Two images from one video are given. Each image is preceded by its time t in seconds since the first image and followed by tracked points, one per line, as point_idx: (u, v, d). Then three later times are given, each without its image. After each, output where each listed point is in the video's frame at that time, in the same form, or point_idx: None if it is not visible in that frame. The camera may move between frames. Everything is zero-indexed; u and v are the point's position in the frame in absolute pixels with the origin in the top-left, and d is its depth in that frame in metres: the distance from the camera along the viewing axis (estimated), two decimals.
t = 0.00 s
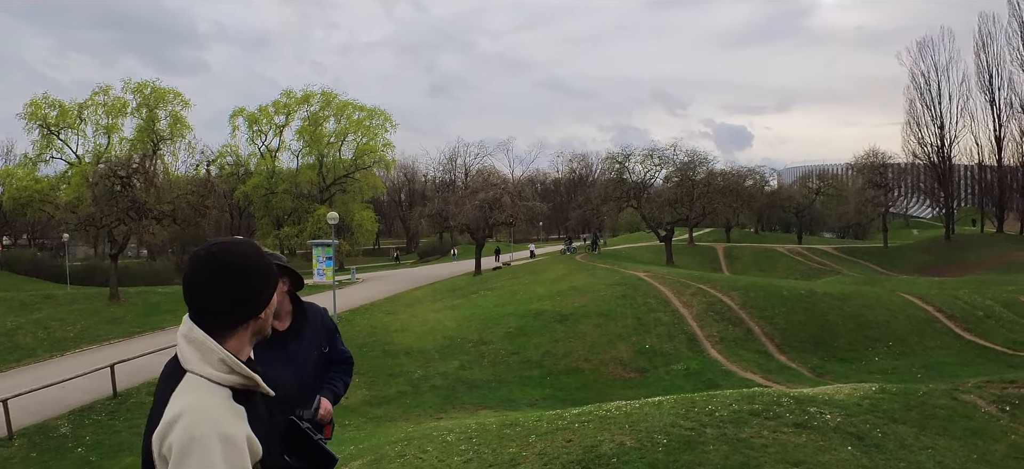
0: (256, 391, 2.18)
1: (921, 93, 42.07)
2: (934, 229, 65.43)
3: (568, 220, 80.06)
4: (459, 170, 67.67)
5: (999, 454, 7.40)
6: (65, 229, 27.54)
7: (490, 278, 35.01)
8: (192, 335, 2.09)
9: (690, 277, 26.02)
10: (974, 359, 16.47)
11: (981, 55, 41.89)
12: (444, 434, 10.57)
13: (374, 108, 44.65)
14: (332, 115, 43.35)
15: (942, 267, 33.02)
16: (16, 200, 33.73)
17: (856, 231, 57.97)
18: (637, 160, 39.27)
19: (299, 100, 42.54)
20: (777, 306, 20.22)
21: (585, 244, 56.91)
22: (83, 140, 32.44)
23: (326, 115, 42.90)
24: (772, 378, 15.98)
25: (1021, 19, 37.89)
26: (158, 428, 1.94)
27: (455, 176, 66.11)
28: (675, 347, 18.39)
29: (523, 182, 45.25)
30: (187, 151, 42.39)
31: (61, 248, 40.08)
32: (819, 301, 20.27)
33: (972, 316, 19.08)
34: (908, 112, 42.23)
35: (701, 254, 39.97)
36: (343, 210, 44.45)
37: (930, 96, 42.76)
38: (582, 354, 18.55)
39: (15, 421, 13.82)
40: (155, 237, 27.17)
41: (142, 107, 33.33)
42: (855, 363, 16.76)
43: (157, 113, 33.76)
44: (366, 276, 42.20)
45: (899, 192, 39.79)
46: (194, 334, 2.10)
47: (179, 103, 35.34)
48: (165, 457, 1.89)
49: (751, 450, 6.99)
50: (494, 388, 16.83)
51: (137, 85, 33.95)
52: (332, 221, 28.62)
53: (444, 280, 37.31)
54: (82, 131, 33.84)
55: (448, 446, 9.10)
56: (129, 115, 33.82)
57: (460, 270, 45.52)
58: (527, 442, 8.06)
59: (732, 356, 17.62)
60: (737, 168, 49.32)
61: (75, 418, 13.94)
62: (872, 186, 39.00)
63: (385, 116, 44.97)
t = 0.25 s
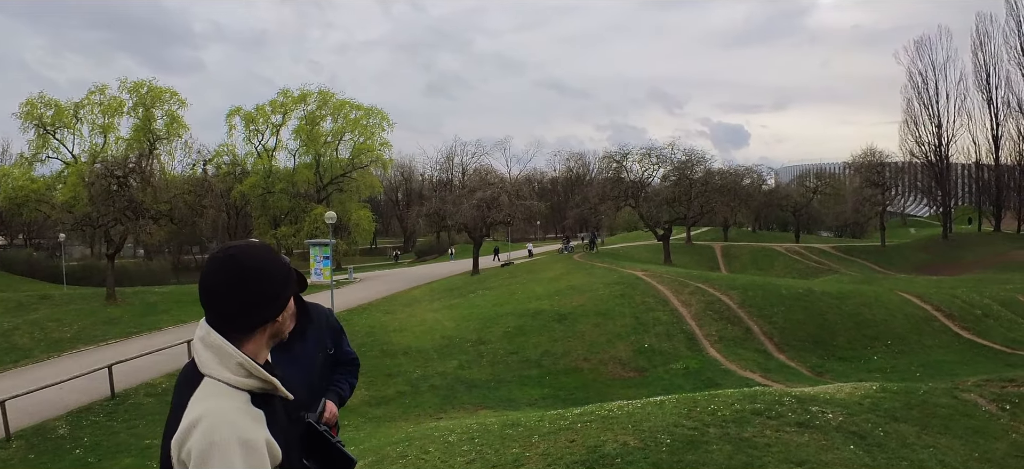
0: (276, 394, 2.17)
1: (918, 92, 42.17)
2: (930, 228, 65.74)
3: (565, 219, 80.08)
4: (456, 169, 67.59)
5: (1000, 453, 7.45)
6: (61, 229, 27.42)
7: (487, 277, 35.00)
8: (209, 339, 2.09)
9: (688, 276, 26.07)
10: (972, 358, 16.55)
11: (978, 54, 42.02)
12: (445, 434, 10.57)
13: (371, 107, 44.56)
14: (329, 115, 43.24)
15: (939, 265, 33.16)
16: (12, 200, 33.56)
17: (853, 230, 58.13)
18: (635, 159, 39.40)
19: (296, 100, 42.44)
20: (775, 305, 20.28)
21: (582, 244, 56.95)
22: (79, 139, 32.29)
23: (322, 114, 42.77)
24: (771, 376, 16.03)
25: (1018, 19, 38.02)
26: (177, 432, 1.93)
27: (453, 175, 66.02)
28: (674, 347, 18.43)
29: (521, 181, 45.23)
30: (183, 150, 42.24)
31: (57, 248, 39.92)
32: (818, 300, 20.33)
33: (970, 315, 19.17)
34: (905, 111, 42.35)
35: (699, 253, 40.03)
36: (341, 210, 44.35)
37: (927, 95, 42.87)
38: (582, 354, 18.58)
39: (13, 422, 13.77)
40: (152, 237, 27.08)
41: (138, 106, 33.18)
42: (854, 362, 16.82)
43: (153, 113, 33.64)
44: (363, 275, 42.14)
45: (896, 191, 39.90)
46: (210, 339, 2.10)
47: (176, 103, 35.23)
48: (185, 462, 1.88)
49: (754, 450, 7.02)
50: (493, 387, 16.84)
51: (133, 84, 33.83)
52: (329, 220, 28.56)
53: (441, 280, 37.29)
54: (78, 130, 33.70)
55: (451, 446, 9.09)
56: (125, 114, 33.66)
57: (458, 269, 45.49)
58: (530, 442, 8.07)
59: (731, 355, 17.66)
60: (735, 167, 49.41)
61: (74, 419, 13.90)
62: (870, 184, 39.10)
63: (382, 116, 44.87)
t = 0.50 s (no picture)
0: (299, 396, 2.19)
1: (917, 89, 42.24)
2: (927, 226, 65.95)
3: (564, 217, 80.08)
4: (454, 167, 67.46)
5: (1002, 451, 7.50)
6: (58, 228, 27.36)
7: (486, 275, 35.01)
8: (231, 344, 2.12)
9: (687, 274, 26.12)
10: (971, 356, 16.63)
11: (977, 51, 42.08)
12: (448, 433, 10.57)
13: (368, 105, 44.45)
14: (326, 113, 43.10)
15: (937, 263, 33.27)
16: (8, 199, 33.45)
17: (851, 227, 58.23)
18: (633, 157, 39.65)
19: (293, 98, 42.34)
20: (774, 303, 20.35)
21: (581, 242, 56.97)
22: (76, 138, 32.18)
23: (320, 112, 42.65)
24: (771, 375, 16.08)
25: (1017, 16, 38.10)
26: (203, 437, 1.93)
27: (450, 173, 65.97)
28: (674, 345, 18.48)
29: (519, 179, 45.22)
30: (180, 149, 42.13)
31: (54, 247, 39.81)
32: (817, 298, 20.40)
33: (969, 313, 19.26)
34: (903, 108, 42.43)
35: (697, 251, 40.09)
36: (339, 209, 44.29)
37: (926, 93, 42.94)
38: (582, 352, 18.62)
39: (12, 422, 13.75)
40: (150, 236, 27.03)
41: (135, 104, 33.07)
42: (854, 360, 16.90)
43: (150, 111, 33.54)
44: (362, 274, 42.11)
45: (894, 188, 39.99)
46: (234, 343, 2.12)
47: (173, 101, 35.13)
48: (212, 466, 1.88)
49: (759, 449, 7.06)
50: (493, 386, 16.88)
51: (130, 83, 33.72)
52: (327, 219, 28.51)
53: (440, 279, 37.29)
54: (74, 129, 33.58)
55: (454, 446, 9.12)
56: (122, 113, 33.56)
57: (456, 268, 45.49)
58: (534, 442, 8.10)
59: (731, 353, 17.73)
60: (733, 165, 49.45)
61: (73, 419, 13.88)
62: (868, 182, 39.19)
63: (380, 114, 44.76)
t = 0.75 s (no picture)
0: (327, 401, 2.24)
1: (916, 87, 42.29)
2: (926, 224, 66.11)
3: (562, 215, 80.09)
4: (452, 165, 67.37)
5: (1005, 449, 7.55)
6: (57, 227, 27.33)
7: (486, 274, 35.03)
8: (261, 349, 2.17)
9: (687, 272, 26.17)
10: (971, 354, 16.72)
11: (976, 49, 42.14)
12: (451, 433, 10.58)
13: (367, 103, 44.37)
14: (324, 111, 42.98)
15: (936, 261, 33.39)
16: (6, 198, 33.38)
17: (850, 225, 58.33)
18: (633, 155, 40.03)
19: (291, 96, 42.27)
20: (774, 301, 20.42)
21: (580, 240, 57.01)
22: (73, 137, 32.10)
23: (318, 110, 42.56)
24: (771, 373, 16.14)
25: (1016, 14, 38.16)
26: (235, 444, 1.98)
27: (449, 171, 65.97)
28: (675, 343, 18.54)
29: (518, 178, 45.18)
30: (178, 147, 42.03)
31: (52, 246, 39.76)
32: (817, 296, 20.47)
33: (968, 311, 19.35)
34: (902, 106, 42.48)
35: (697, 249, 40.16)
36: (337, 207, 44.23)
37: (925, 90, 43.00)
38: (582, 351, 18.67)
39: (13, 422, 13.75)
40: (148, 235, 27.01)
41: (133, 103, 32.98)
42: (854, 358, 16.97)
43: (148, 109, 33.47)
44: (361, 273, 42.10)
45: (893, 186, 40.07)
46: (263, 348, 2.17)
47: (170, 99, 35.07)
48: None
49: (765, 447, 7.11)
50: (494, 385, 16.92)
51: (128, 81, 33.65)
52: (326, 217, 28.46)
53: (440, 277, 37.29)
54: (72, 128, 33.51)
55: (459, 446, 9.15)
56: (119, 111, 33.49)
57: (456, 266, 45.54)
58: (539, 442, 8.14)
59: (731, 351, 17.79)
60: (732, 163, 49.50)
61: (73, 419, 13.89)
62: (867, 180, 39.26)
63: (378, 112, 44.67)
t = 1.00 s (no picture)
0: (351, 402, 2.28)
1: (915, 86, 42.35)
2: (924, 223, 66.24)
3: (562, 215, 80.11)
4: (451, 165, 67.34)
5: (1009, 448, 7.62)
6: (55, 227, 27.31)
7: (485, 274, 35.06)
8: (288, 351, 2.21)
9: (687, 272, 26.23)
10: (972, 353, 16.78)
11: (976, 48, 42.21)
12: (455, 433, 10.60)
13: (366, 103, 44.32)
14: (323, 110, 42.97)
15: (936, 261, 33.47)
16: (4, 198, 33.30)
17: (850, 224, 58.42)
18: (633, 154, 39.49)
19: (290, 96, 42.24)
20: (775, 300, 20.48)
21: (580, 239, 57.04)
22: (71, 137, 32.06)
23: (317, 110, 42.55)
24: (772, 372, 16.20)
25: (1015, 13, 38.22)
26: (264, 448, 2.01)
27: (448, 171, 65.96)
28: (675, 343, 18.59)
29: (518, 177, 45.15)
30: (176, 147, 41.99)
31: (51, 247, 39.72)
32: (817, 296, 20.52)
33: (968, 310, 19.43)
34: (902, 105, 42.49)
35: (696, 248, 40.23)
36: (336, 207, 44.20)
37: (925, 90, 43.07)
38: (583, 350, 18.71)
39: (14, 422, 13.78)
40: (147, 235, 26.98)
41: (131, 102, 32.95)
42: (855, 358, 17.03)
43: (146, 109, 33.45)
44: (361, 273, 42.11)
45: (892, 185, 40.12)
46: (290, 352, 2.22)
47: (169, 99, 35.06)
48: None
49: (771, 447, 7.15)
50: (495, 385, 16.97)
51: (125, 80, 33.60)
52: (326, 217, 28.38)
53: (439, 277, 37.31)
54: (70, 127, 33.47)
55: (464, 446, 9.18)
56: (117, 111, 33.46)
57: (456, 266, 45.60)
58: (545, 443, 8.20)
59: (732, 351, 17.84)
60: (731, 162, 49.55)
61: (73, 420, 13.91)
62: (867, 179, 39.32)
63: (377, 112, 44.61)
